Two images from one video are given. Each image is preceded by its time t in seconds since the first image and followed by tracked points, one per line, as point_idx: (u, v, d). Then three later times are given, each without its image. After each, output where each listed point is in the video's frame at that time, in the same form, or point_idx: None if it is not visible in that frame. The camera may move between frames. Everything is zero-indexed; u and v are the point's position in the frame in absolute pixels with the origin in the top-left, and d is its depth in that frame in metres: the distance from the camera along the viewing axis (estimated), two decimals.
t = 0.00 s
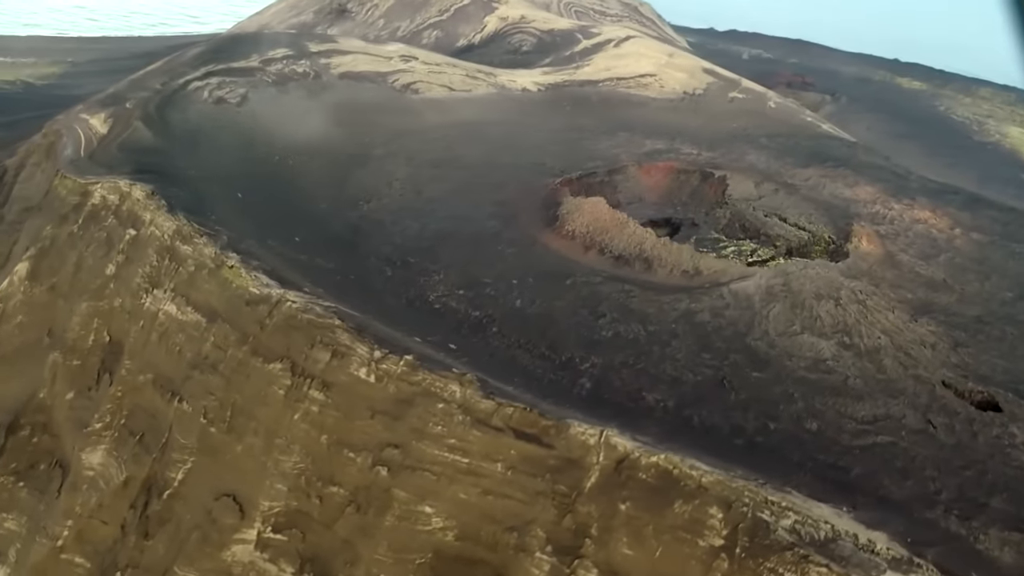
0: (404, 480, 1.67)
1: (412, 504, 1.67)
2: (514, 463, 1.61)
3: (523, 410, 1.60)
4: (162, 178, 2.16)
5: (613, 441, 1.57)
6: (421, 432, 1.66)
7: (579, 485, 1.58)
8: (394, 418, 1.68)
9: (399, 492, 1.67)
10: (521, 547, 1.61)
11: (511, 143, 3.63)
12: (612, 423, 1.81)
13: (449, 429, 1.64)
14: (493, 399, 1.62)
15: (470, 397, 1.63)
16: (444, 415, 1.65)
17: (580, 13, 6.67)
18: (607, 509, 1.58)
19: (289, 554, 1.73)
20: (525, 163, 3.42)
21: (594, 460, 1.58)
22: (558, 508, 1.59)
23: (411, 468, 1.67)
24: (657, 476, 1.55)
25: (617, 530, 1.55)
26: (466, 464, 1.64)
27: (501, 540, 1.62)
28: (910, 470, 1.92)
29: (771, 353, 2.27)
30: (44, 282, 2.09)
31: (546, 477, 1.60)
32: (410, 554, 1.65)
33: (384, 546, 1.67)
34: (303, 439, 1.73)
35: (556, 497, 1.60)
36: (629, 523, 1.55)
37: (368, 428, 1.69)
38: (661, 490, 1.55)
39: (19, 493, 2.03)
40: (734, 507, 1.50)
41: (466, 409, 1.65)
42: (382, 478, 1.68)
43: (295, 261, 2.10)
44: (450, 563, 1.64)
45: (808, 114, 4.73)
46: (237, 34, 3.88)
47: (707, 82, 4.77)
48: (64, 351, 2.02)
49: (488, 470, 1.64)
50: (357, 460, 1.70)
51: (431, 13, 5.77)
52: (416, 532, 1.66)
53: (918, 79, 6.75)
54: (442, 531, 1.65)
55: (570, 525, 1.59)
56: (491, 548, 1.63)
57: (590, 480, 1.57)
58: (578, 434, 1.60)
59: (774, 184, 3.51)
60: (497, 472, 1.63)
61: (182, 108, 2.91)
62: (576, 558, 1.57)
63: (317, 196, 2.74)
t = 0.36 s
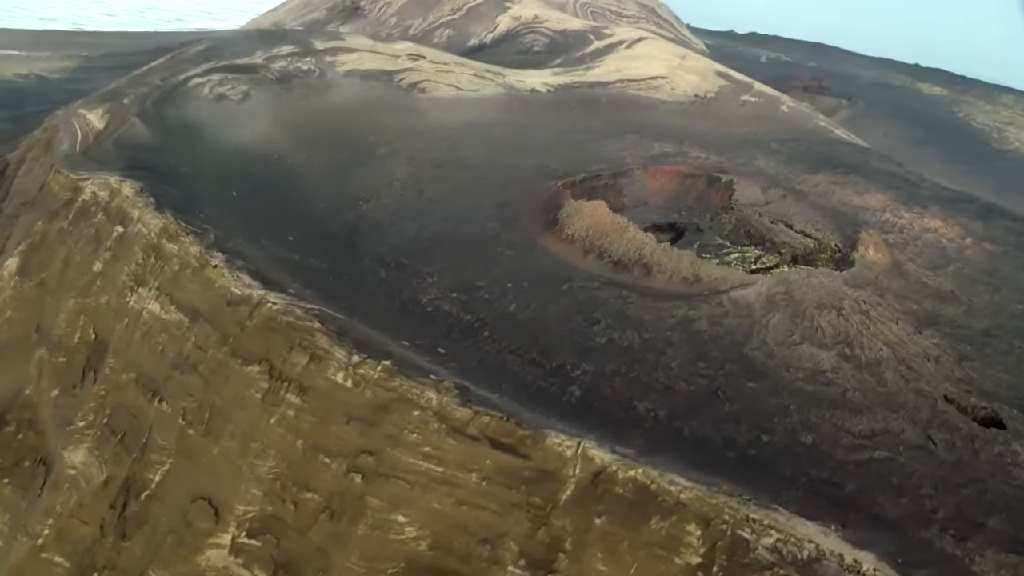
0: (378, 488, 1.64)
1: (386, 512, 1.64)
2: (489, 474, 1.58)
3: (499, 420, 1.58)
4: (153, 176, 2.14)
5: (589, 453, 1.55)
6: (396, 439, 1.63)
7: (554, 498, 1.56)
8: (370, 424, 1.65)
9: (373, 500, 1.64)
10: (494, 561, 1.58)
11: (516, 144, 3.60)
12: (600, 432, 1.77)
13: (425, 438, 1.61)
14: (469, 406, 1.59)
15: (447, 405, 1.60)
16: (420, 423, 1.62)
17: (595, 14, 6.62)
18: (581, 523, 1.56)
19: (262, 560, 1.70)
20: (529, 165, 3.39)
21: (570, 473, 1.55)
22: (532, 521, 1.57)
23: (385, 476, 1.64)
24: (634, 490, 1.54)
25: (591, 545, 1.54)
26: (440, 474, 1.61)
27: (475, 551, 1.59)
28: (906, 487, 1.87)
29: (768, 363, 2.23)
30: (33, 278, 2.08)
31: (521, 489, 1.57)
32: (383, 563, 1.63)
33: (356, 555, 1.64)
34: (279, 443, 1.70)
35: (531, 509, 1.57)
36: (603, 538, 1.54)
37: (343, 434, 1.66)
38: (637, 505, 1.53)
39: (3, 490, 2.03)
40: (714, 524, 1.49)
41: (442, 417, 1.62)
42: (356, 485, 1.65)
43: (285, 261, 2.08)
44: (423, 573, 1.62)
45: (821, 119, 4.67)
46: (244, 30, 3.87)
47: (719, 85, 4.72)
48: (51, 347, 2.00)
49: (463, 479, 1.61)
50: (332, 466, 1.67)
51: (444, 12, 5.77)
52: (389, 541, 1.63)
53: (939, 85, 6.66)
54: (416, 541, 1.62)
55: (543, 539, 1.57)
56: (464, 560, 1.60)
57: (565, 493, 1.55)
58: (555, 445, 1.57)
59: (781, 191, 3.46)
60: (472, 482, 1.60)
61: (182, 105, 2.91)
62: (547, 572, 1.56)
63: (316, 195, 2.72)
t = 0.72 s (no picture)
0: (352, 495, 1.61)
1: (359, 520, 1.61)
2: (464, 484, 1.55)
3: (477, 429, 1.53)
4: (147, 173, 2.12)
5: (567, 465, 1.51)
6: (372, 446, 1.60)
7: (529, 510, 1.53)
8: (346, 430, 1.61)
9: (346, 508, 1.61)
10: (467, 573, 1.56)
11: (523, 145, 3.57)
12: (588, 440, 1.74)
13: (400, 445, 1.58)
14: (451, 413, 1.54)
15: (424, 412, 1.56)
16: (396, 430, 1.58)
17: (611, 14, 6.57)
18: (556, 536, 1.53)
19: (236, 565, 1.67)
20: (534, 167, 3.35)
21: (547, 484, 1.52)
22: (506, 533, 1.54)
23: (359, 483, 1.61)
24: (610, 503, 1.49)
25: (566, 560, 1.51)
26: (415, 482, 1.58)
27: (448, 563, 1.57)
28: (903, 505, 1.82)
29: (767, 374, 2.18)
30: (24, 274, 2.06)
31: (496, 501, 1.54)
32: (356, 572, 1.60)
33: (329, 563, 1.62)
34: (255, 448, 1.67)
35: (505, 522, 1.54)
36: (578, 553, 1.51)
37: (320, 439, 1.63)
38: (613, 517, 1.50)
39: None
40: (692, 542, 1.45)
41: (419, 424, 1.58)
42: (330, 492, 1.62)
43: (276, 261, 2.05)
44: None
45: (836, 124, 4.60)
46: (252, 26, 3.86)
47: (732, 88, 4.66)
48: (37, 345, 1.97)
49: (438, 488, 1.58)
50: (308, 471, 1.64)
51: (458, 12, 5.75)
52: (362, 549, 1.60)
53: (960, 91, 6.55)
54: (389, 550, 1.59)
55: (517, 551, 1.55)
56: (437, 571, 1.57)
57: (540, 506, 1.52)
58: (532, 455, 1.53)
59: (790, 196, 3.40)
60: (447, 491, 1.57)
61: (181, 100, 2.90)
62: None
63: (315, 194, 2.70)
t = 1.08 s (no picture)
0: (327, 503, 1.56)
1: (333, 529, 1.56)
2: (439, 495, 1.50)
3: (455, 438, 1.48)
4: (142, 170, 2.10)
5: (544, 478, 1.46)
6: (348, 453, 1.54)
7: (504, 524, 1.49)
8: (324, 436, 1.56)
9: (321, 516, 1.56)
10: None
11: (531, 147, 3.53)
12: (577, 449, 1.70)
13: (376, 453, 1.52)
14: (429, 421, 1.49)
15: (402, 420, 1.51)
16: (373, 437, 1.53)
17: (629, 15, 6.52)
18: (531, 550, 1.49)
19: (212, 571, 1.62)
20: (541, 169, 3.32)
21: (523, 497, 1.47)
22: (480, 546, 1.49)
23: (334, 491, 1.56)
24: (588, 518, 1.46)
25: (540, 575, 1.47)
26: (390, 491, 1.53)
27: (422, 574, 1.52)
28: (901, 523, 1.77)
29: (766, 384, 2.14)
30: (16, 270, 2.04)
31: (471, 512, 1.50)
32: None
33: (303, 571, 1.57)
34: (233, 452, 1.61)
35: (479, 534, 1.50)
36: (553, 568, 1.47)
37: (297, 444, 1.57)
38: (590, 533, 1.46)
39: None
40: (670, 559, 1.42)
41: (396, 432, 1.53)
42: (305, 499, 1.56)
43: (268, 261, 2.03)
44: None
45: (853, 128, 4.52)
46: (263, 23, 3.86)
47: (747, 91, 4.60)
48: (27, 342, 1.94)
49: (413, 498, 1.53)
50: (284, 477, 1.58)
51: (474, 11, 5.73)
52: (336, 558, 1.55)
53: (985, 97, 6.44)
54: (363, 560, 1.54)
55: (491, 565, 1.50)
56: None
57: (516, 519, 1.48)
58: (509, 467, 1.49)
59: (800, 202, 3.35)
60: (422, 501, 1.52)
61: (184, 97, 2.89)
62: None
63: (316, 194, 2.68)
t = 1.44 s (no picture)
0: (304, 511, 1.46)
1: (309, 537, 1.45)
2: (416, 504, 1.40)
3: (433, 447, 1.40)
4: (139, 168, 2.10)
5: (522, 490, 1.37)
6: (325, 460, 1.45)
7: (480, 536, 1.39)
8: (303, 442, 1.46)
9: (297, 524, 1.46)
10: None
11: (540, 149, 3.49)
12: (567, 459, 1.66)
13: (354, 461, 1.43)
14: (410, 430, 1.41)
15: (381, 427, 1.42)
16: (351, 445, 1.44)
17: (648, 16, 6.47)
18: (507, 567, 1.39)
19: None
20: (550, 171, 3.28)
21: (499, 510, 1.37)
22: (455, 560, 1.39)
23: (310, 499, 1.46)
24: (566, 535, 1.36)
25: None
26: (366, 500, 1.43)
27: None
28: (899, 542, 1.72)
29: (767, 396, 2.09)
30: (11, 267, 2.01)
31: (447, 524, 1.40)
32: None
33: None
34: (212, 457, 1.52)
35: (455, 547, 1.40)
36: None
37: (275, 450, 1.47)
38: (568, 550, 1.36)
39: None
40: None
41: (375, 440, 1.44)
42: (282, 505, 1.46)
43: (263, 261, 2.01)
44: None
45: (872, 133, 4.44)
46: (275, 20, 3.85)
47: (764, 94, 4.54)
48: (19, 339, 1.91)
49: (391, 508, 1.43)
50: (263, 483, 1.48)
51: (491, 11, 5.70)
52: (311, 568, 1.45)
53: (1011, 103, 6.32)
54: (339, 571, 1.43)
55: None
56: None
57: (492, 532, 1.37)
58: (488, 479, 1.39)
59: (813, 209, 3.29)
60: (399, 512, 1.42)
61: (189, 94, 2.88)
62: None
63: (319, 194, 2.67)
